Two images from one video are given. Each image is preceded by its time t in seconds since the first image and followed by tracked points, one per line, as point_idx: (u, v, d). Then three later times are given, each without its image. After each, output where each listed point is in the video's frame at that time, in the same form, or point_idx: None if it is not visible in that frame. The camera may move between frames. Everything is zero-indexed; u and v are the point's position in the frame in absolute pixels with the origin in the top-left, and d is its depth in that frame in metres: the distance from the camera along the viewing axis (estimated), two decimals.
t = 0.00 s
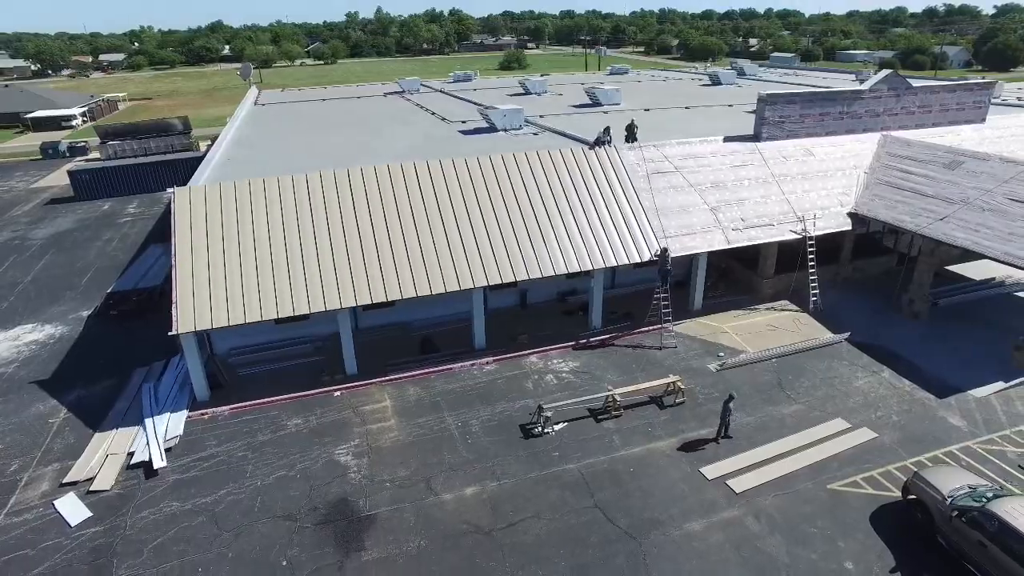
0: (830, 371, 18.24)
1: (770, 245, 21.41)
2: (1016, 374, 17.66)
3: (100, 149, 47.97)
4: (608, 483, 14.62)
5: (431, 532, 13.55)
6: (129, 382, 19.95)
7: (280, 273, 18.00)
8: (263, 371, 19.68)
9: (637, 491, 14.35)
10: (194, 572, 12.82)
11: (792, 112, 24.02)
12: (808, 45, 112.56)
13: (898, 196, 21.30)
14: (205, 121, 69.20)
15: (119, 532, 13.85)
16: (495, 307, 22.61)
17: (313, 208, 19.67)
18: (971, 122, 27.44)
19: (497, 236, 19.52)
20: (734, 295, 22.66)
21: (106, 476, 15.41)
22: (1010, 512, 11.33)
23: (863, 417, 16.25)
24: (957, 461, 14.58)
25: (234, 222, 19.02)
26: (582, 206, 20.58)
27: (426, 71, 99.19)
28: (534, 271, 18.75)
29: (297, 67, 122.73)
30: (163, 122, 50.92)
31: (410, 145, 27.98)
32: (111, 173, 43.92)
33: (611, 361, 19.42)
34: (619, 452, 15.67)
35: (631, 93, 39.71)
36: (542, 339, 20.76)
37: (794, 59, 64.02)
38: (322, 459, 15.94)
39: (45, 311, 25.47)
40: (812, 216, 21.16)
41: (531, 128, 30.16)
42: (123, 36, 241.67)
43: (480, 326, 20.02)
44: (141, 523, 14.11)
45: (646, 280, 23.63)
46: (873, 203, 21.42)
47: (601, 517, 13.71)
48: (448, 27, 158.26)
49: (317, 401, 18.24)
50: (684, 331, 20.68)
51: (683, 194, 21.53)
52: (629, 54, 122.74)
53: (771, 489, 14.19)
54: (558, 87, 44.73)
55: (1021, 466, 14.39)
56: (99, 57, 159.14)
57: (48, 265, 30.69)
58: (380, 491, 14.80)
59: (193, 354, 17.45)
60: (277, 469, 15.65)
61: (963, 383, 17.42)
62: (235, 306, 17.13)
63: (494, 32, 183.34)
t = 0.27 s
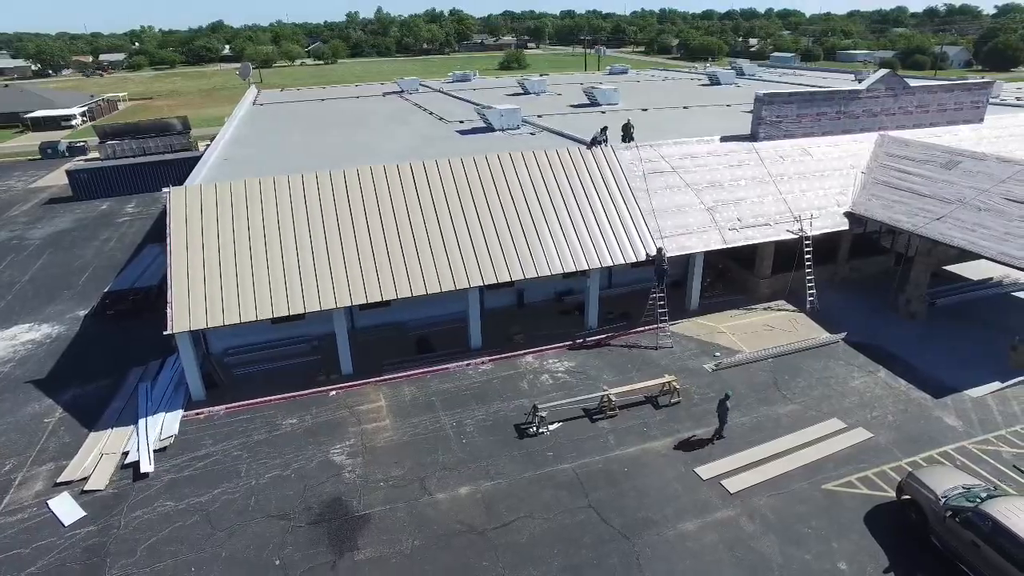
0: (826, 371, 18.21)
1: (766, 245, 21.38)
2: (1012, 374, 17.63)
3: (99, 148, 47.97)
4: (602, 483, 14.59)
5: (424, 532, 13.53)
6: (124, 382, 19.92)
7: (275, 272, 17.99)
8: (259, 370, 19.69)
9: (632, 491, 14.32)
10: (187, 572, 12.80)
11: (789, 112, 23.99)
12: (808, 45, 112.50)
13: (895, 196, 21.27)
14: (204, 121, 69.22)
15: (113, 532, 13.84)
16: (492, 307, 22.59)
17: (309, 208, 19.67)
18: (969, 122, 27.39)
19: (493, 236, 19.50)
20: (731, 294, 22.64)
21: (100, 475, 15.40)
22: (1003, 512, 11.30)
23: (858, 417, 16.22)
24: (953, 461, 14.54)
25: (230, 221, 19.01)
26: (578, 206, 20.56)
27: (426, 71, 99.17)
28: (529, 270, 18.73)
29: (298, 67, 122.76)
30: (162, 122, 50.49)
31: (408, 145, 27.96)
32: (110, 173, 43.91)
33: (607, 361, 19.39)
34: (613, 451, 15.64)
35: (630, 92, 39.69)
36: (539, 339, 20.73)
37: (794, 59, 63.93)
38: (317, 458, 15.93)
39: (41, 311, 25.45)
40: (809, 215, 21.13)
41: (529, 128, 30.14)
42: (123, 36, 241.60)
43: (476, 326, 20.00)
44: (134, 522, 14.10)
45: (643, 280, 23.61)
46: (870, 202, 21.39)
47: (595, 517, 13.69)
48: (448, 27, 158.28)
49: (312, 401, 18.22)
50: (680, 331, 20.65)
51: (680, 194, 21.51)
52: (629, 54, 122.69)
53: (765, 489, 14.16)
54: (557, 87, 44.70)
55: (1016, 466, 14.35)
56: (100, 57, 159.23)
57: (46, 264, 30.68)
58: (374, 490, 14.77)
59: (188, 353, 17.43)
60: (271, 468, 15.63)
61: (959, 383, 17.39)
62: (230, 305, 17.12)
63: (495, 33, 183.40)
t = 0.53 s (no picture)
0: (826, 373, 18.14)
1: (767, 245, 21.31)
2: (1014, 375, 17.53)
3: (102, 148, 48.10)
4: (601, 484, 14.56)
5: (422, 533, 13.50)
6: (124, 381, 19.95)
7: (274, 272, 17.99)
8: (259, 370, 19.72)
9: (630, 492, 14.28)
10: (184, 571, 12.80)
11: (790, 112, 23.91)
12: (812, 45, 112.19)
13: (896, 196, 21.17)
14: (208, 121, 69.40)
15: (111, 531, 13.86)
16: (491, 307, 22.57)
17: (308, 207, 19.68)
18: (972, 122, 27.27)
19: (492, 236, 19.48)
20: (731, 295, 22.59)
21: (98, 474, 15.42)
22: (1003, 515, 11.22)
23: (858, 419, 16.15)
24: (953, 464, 14.46)
25: (229, 221, 19.02)
26: (577, 206, 20.52)
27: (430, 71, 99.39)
28: (528, 270, 18.69)
29: (301, 66, 122.96)
30: (165, 121, 50.49)
31: (408, 145, 27.95)
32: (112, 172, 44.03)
33: (606, 361, 19.36)
34: (611, 452, 15.60)
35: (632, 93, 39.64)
36: (538, 339, 20.70)
37: (797, 60, 63.87)
38: (315, 458, 15.93)
39: (43, 310, 25.52)
40: (810, 216, 21.06)
41: (530, 128, 30.11)
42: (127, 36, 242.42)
43: (476, 326, 19.98)
44: (132, 521, 14.11)
45: (643, 280, 23.56)
46: (871, 203, 21.31)
47: (593, 518, 13.66)
48: (452, 27, 158.42)
49: (311, 401, 18.22)
50: (680, 332, 20.60)
51: (680, 194, 21.45)
52: (633, 54, 122.57)
53: (764, 490, 14.10)
54: (559, 87, 44.68)
55: (1017, 468, 14.26)
56: (104, 57, 159.61)
57: (48, 264, 30.77)
58: (372, 490, 14.76)
59: (187, 353, 17.45)
60: (270, 468, 15.63)
61: (961, 385, 17.30)
62: (228, 305, 17.13)
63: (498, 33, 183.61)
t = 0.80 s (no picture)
0: (834, 376, 17.98)
1: (776, 247, 21.15)
2: None
3: (114, 146, 48.54)
4: (605, 486, 14.50)
5: (425, 533, 13.50)
6: (132, 378, 20.09)
7: (281, 271, 18.05)
8: (266, 368, 19.81)
9: (634, 494, 14.22)
10: (188, 568, 12.88)
11: (800, 113, 23.72)
12: (824, 45, 111.43)
13: (907, 198, 20.93)
14: (219, 119, 69.88)
15: (117, 527, 13.96)
16: (498, 308, 22.55)
17: (315, 206, 19.74)
18: (985, 123, 26.95)
19: (498, 236, 19.45)
20: (739, 297, 22.45)
21: (106, 471, 15.52)
22: (1013, 524, 11.05)
23: (866, 423, 16.00)
24: (962, 470, 14.28)
25: (236, 220, 19.11)
26: (584, 207, 20.45)
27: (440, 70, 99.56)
28: (534, 271, 18.64)
29: (312, 66, 123.53)
30: (176, 119, 50.71)
31: (416, 145, 27.98)
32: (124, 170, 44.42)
33: (612, 363, 19.29)
34: (616, 454, 15.53)
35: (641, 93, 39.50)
36: (544, 340, 20.66)
37: (809, 60, 63.45)
38: (320, 457, 15.97)
39: (54, 307, 25.78)
40: (819, 218, 20.89)
41: (538, 128, 30.07)
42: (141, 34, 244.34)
43: (481, 326, 19.97)
44: (138, 518, 14.20)
45: (650, 281, 23.46)
46: (881, 205, 21.10)
47: (596, 520, 13.60)
48: (462, 27, 158.58)
49: (317, 400, 18.28)
50: (687, 334, 20.49)
51: (688, 195, 21.33)
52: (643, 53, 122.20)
53: (769, 494, 14.00)
54: (568, 87, 44.62)
55: None
56: (118, 56, 161.00)
57: (60, 261, 31.08)
58: (377, 490, 14.78)
59: (194, 351, 17.54)
60: (275, 466, 15.69)
61: (971, 390, 17.08)
62: (235, 304, 17.21)
63: (508, 32, 183.65)
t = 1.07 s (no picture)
0: (858, 384, 17.62)
1: (800, 252, 20.81)
2: None
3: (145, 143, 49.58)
4: (620, 490, 14.40)
5: (439, 532, 13.55)
6: (156, 371, 20.50)
7: (303, 269, 18.26)
8: (287, 364, 20.05)
9: (650, 499, 14.10)
10: (207, 559, 13.10)
11: (827, 115, 23.29)
12: (855, 45, 109.40)
13: (938, 203, 20.44)
14: (246, 117, 70.99)
15: (139, 516, 14.24)
16: (517, 309, 22.53)
17: (337, 205, 19.92)
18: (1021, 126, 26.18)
19: (518, 236, 19.44)
20: (761, 301, 22.14)
21: (129, 461, 15.85)
22: None
23: (890, 433, 15.65)
24: (990, 485, 13.90)
25: (260, 217, 19.37)
26: (605, 208, 20.32)
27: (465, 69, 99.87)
28: (554, 272, 18.60)
29: (338, 64, 124.81)
30: (204, 116, 51.49)
31: (439, 144, 28.10)
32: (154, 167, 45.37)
33: (630, 366, 19.16)
34: (633, 458, 15.42)
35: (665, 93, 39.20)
36: (563, 341, 20.58)
37: (839, 61, 62.38)
38: (337, 453, 16.11)
39: (84, 299, 26.42)
40: (845, 223, 20.51)
41: (561, 129, 29.99)
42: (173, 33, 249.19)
43: (500, 327, 19.97)
44: (159, 508, 14.48)
45: (671, 284, 23.25)
46: (910, 211, 20.64)
47: (611, 524, 13.52)
48: (487, 26, 158.91)
49: (336, 396, 18.46)
50: (707, 338, 20.26)
51: (710, 198, 21.09)
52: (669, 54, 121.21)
53: (788, 503, 13.77)
54: (592, 87, 44.46)
55: None
56: (150, 54, 164.44)
57: (90, 255, 31.84)
58: (392, 487, 14.88)
59: (217, 346, 17.83)
60: (293, 461, 15.88)
61: (1002, 402, 16.61)
62: (257, 300, 17.45)
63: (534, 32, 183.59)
